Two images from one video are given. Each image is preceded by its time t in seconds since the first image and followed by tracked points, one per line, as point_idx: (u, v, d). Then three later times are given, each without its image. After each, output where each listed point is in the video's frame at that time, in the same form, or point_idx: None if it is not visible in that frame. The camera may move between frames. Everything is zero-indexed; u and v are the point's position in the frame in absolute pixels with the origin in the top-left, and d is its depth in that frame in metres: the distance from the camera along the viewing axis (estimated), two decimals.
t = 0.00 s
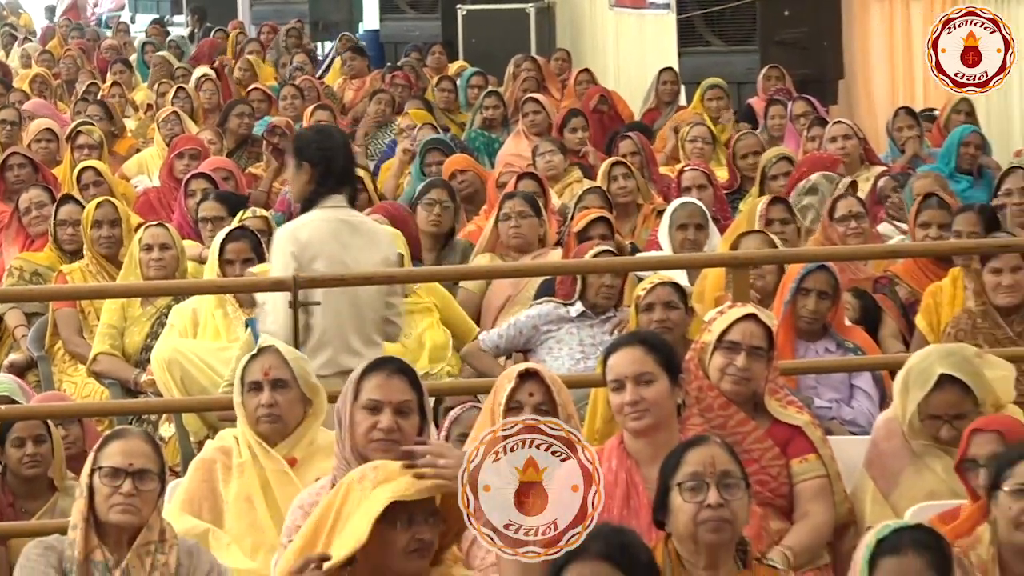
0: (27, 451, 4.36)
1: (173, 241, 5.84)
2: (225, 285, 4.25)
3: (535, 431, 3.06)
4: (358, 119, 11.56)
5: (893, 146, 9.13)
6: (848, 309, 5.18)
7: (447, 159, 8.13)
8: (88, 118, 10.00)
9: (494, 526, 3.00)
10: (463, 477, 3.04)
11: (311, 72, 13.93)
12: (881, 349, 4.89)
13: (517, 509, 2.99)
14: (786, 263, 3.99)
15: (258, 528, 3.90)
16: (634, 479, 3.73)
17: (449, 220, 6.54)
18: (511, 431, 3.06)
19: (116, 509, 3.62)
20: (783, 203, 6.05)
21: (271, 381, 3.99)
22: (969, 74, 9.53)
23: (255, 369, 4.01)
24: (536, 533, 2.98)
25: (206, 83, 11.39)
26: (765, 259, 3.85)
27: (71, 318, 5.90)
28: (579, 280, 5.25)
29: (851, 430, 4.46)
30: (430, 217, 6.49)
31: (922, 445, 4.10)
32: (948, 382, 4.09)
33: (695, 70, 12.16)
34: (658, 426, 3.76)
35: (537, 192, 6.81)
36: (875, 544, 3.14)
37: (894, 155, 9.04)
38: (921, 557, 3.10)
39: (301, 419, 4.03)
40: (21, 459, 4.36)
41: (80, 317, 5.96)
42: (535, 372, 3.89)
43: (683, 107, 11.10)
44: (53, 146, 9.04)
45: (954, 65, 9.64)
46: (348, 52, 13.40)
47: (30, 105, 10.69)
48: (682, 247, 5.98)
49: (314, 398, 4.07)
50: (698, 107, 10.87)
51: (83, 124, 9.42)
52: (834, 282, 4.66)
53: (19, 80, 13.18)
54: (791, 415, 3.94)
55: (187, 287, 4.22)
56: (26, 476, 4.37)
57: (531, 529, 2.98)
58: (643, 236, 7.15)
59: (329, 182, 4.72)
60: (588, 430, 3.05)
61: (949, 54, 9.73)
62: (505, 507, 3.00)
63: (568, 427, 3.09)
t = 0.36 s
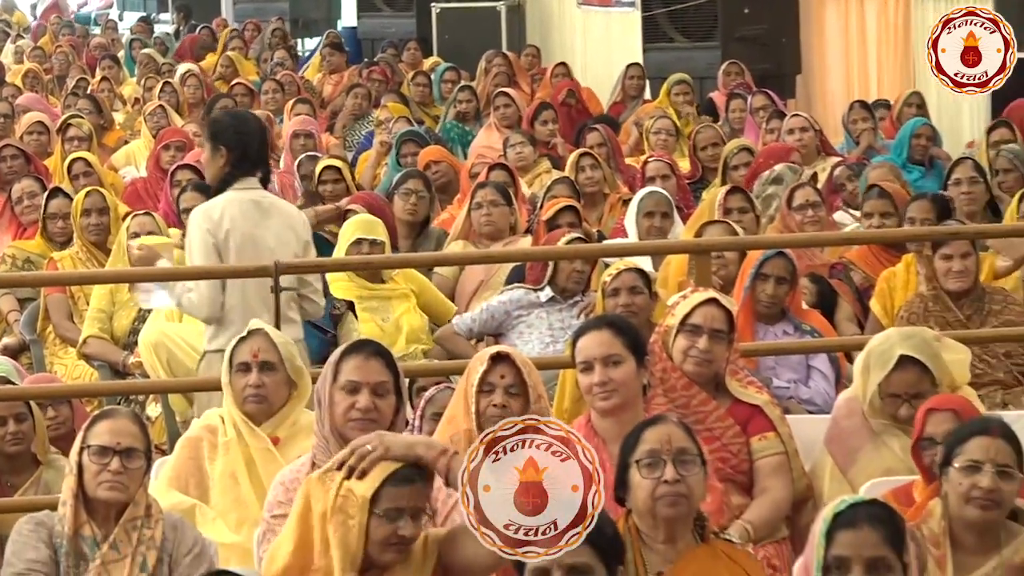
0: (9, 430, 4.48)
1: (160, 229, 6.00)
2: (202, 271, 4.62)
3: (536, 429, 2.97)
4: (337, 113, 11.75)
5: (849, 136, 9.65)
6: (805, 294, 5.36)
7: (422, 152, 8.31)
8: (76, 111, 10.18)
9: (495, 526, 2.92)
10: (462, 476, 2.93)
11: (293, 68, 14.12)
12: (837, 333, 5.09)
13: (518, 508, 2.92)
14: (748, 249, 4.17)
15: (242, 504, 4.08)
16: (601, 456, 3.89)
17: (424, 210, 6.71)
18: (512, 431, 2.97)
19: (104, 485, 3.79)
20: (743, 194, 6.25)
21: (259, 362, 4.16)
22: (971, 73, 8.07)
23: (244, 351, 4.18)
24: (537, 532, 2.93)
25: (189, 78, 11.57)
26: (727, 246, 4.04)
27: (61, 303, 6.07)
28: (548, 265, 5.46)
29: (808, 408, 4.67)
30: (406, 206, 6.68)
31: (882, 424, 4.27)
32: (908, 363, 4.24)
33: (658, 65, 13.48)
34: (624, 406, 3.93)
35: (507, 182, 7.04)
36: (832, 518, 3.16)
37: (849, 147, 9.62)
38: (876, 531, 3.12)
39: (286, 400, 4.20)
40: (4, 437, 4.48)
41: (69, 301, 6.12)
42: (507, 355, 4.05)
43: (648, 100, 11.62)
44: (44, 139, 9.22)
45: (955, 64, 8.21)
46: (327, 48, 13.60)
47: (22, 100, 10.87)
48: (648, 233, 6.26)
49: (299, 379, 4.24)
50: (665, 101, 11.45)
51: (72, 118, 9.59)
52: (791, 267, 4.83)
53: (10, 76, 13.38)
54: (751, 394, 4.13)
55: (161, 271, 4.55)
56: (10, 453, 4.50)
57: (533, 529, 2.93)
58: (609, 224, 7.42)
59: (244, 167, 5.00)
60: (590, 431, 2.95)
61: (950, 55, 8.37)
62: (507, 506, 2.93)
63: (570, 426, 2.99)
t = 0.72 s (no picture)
0: None
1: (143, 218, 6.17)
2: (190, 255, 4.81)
3: (537, 429, 3.01)
4: (312, 107, 11.94)
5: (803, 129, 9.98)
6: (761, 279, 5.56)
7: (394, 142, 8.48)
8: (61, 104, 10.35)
9: (495, 527, 2.98)
10: (462, 476, 3.00)
11: (269, 62, 14.32)
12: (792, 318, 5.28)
13: (517, 508, 2.98)
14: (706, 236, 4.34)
15: (222, 481, 4.26)
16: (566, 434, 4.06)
17: (397, 198, 6.88)
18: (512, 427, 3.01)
19: (90, 462, 3.96)
20: (702, 183, 6.44)
21: (243, 346, 4.33)
22: (969, 74, 8.26)
23: (228, 334, 4.35)
24: (536, 533, 2.98)
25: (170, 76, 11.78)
26: (687, 233, 4.23)
27: (48, 288, 6.24)
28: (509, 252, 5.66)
29: (764, 388, 4.87)
30: (379, 195, 6.85)
31: (835, 404, 4.42)
32: (864, 344, 4.41)
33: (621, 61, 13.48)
34: (588, 386, 4.10)
35: (476, 172, 7.24)
36: (787, 494, 3.29)
37: (804, 137, 9.93)
38: (828, 506, 3.25)
39: (265, 382, 4.37)
40: None
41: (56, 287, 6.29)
42: (477, 343, 4.26)
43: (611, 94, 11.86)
44: (31, 130, 9.38)
45: (954, 64, 8.33)
46: (303, 43, 13.81)
47: (10, 92, 11.02)
48: (612, 221, 6.48)
49: (280, 363, 4.41)
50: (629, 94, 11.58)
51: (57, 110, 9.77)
52: (748, 253, 5.02)
53: None
54: (710, 375, 4.33)
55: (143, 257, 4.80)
56: None
57: (531, 530, 2.98)
58: (573, 212, 7.64)
59: (203, 156, 5.18)
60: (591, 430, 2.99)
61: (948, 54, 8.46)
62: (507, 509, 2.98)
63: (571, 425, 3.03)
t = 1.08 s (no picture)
0: None
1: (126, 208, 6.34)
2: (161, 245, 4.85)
3: (535, 429, 3.13)
4: (289, 102, 12.14)
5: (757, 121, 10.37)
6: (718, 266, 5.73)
7: (367, 135, 8.66)
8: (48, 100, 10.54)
9: (495, 526, 3.08)
10: (463, 476, 3.10)
11: (247, 60, 14.54)
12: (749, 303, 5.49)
13: (518, 508, 3.09)
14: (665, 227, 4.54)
15: (203, 461, 4.43)
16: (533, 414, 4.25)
17: (371, 190, 7.05)
18: (512, 429, 3.13)
19: (76, 443, 4.13)
20: (662, 175, 6.64)
21: (222, 331, 4.50)
22: (970, 74, 7.82)
23: (208, 320, 4.52)
24: (537, 532, 3.08)
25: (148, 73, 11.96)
26: (648, 223, 4.42)
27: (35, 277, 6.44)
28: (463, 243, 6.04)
29: (722, 371, 5.12)
30: (353, 186, 7.01)
31: (790, 386, 4.63)
32: (817, 329, 4.63)
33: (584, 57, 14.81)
34: (553, 369, 4.29)
35: (446, 164, 7.45)
36: (744, 472, 3.40)
37: (759, 131, 10.24)
38: (784, 483, 3.36)
39: (244, 367, 4.54)
40: None
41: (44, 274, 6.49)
42: (454, 341, 4.58)
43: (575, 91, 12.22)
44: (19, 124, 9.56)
45: (954, 64, 7.94)
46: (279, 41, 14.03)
47: None
48: (577, 211, 6.67)
49: (258, 348, 4.58)
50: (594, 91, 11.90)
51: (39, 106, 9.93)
52: (706, 242, 5.23)
53: None
54: (670, 359, 4.53)
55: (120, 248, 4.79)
56: None
57: (531, 529, 3.09)
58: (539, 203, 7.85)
59: (184, 150, 5.41)
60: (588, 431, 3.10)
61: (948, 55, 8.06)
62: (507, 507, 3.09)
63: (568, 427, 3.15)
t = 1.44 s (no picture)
0: None
1: (113, 203, 6.53)
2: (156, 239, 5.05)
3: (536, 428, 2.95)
4: (269, 101, 12.37)
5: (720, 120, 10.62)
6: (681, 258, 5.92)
7: (345, 131, 8.85)
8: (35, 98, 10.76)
9: (495, 526, 2.90)
10: (461, 475, 2.92)
11: (229, 61, 14.79)
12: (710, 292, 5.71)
13: (518, 508, 2.90)
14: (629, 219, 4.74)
15: (186, 444, 4.61)
16: (503, 400, 4.43)
17: (347, 185, 7.24)
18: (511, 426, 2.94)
19: (65, 428, 4.30)
20: (626, 170, 6.83)
21: (205, 321, 4.68)
22: (971, 74, 7.52)
23: (191, 310, 4.70)
24: (536, 532, 2.90)
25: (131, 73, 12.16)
26: (614, 217, 4.62)
27: (25, 269, 6.76)
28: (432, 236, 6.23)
29: (685, 359, 5.34)
30: (330, 182, 7.19)
31: (749, 370, 4.85)
32: (774, 316, 4.84)
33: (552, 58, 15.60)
34: (522, 357, 4.47)
35: (419, 161, 7.65)
36: (707, 455, 3.50)
37: (719, 129, 10.57)
38: (744, 465, 3.46)
39: (226, 355, 4.73)
40: None
41: (34, 267, 6.81)
42: (435, 337, 4.74)
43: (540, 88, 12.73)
44: (7, 122, 9.76)
45: (955, 64, 7.58)
46: (259, 41, 14.27)
47: None
48: (546, 204, 6.86)
49: (239, 337, 4.76)
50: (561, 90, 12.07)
51: (28, 105, 10.13)
52: (669, 234, 5.43)
53: None
54: (634, 347, 4.74)
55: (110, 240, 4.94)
56: None
57: (531, 530, 2.90)
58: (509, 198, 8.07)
59: (189, 142, 5.74)
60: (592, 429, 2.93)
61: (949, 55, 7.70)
62: (508, 509, 2.90)
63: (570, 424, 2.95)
